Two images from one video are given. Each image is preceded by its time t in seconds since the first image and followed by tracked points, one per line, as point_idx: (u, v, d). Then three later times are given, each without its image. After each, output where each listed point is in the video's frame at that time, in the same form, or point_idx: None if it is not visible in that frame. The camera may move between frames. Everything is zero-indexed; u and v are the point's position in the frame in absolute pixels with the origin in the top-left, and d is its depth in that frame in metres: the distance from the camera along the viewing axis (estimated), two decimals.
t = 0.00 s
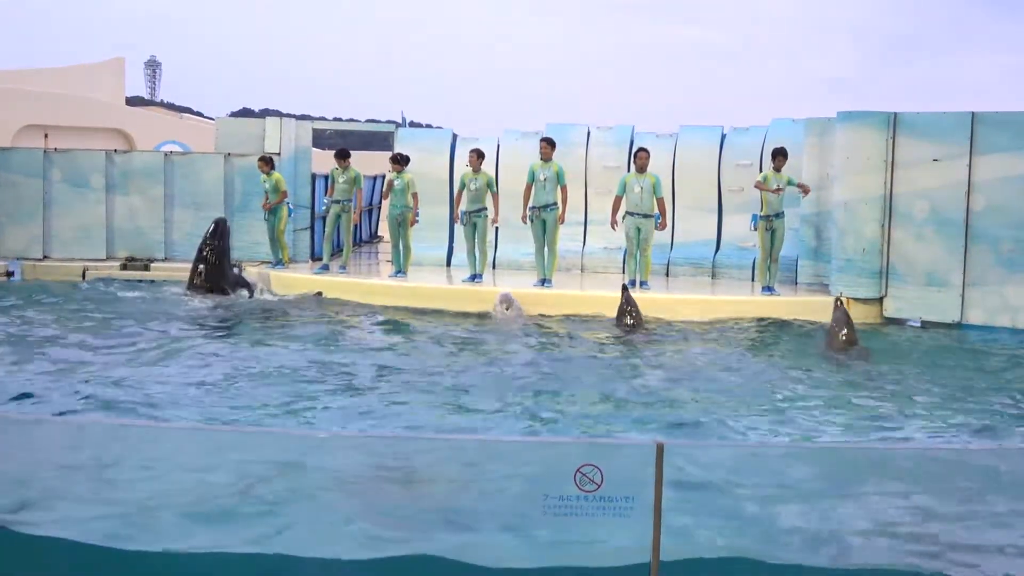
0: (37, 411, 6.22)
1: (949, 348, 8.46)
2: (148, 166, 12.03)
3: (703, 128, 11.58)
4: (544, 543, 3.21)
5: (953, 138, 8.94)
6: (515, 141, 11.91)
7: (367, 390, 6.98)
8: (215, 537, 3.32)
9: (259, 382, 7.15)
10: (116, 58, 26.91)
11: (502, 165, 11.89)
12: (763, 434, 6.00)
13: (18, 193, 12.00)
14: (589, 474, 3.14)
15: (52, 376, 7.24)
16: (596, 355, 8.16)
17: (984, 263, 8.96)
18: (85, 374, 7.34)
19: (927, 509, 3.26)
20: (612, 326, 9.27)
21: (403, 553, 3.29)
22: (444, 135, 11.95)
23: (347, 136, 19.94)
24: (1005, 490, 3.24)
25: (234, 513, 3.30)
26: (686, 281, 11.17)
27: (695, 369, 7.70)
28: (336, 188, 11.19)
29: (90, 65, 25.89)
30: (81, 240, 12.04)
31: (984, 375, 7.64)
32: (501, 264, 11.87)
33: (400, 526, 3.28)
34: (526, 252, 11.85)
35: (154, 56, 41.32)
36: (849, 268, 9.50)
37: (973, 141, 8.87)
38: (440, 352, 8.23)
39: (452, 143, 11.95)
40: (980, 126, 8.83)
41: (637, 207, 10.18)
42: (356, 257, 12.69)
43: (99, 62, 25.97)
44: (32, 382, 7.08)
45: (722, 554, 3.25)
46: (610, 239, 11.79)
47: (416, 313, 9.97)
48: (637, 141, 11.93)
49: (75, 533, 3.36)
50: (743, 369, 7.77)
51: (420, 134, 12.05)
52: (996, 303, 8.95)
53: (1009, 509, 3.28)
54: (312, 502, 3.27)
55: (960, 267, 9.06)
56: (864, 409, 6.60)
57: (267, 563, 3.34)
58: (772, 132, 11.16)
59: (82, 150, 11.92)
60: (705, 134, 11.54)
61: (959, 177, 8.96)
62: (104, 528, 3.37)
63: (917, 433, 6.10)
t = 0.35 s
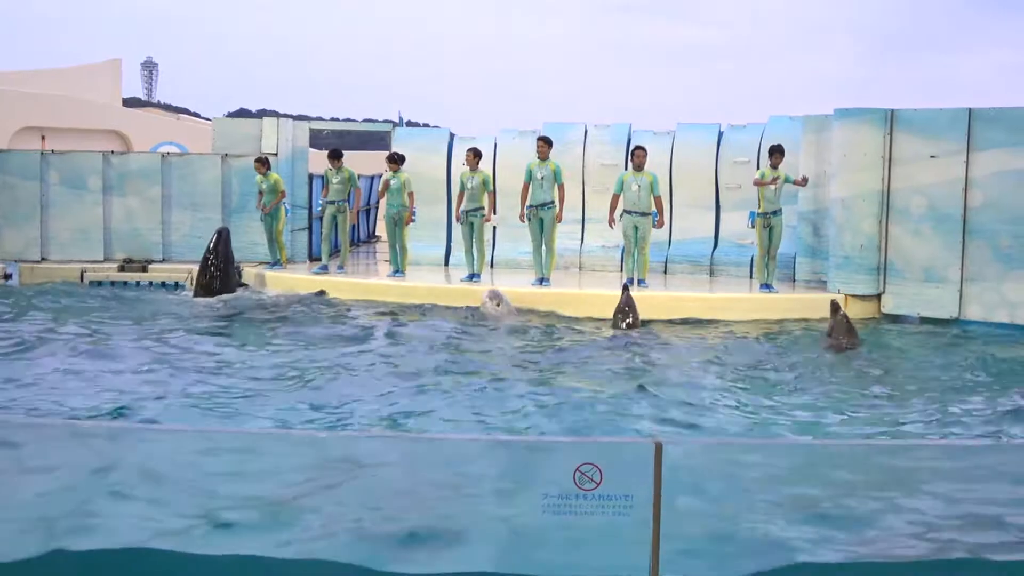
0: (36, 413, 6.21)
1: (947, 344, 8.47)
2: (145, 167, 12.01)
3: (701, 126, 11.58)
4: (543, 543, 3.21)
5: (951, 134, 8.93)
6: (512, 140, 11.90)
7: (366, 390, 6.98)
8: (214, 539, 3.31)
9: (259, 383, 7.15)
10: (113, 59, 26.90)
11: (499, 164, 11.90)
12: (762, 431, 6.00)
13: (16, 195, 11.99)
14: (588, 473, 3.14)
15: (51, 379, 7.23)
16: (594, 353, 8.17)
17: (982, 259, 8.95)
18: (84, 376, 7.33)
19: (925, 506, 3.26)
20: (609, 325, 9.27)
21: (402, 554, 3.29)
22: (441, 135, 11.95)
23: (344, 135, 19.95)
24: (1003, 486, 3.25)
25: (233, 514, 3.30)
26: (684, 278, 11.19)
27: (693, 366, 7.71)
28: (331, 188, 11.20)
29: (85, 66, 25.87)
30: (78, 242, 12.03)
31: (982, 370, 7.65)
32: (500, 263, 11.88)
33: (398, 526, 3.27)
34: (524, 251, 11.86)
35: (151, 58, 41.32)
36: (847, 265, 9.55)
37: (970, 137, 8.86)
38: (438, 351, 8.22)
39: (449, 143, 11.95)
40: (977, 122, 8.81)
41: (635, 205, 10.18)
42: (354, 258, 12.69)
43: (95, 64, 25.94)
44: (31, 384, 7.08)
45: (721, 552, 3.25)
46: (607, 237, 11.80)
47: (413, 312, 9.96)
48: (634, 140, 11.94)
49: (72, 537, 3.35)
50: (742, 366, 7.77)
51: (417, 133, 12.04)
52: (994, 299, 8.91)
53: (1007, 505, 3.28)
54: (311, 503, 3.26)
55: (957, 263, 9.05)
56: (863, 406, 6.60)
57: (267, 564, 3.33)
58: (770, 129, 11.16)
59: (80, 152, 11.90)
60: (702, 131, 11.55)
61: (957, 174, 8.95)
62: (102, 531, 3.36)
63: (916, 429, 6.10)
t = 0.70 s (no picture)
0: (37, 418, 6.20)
1: (947, 340, 8.47)
2: (143, 170, 12.00)
3: (698, 124, 11.57)
4: (544, 543, 3.21)
5: (947, 131, 8.95)
6: (510, 140, 11.90)
7: (366, 391, 6.98)
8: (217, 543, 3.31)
9: (258, 386, 7.15)
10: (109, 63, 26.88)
11: (496, 165, 11.90)
12: (761, 429, 6.01)
13: (14, 200, 11.98)
14: (588, 473, 3.13)
15: (52, 384, 7.23)
16: (594, 352, 8.17)
17: (981, 255, 8.99)
18: (84, 380, 7.33)
19: (925, 501, 3.27)
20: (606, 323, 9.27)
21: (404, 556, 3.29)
22: (438, 136, 11.96)
23: (341, 137, 19.95)
24: (1003, 481, 3.25)
25: (234, 518, 3.30)
26: (683, 277, 11.22)
27: (693, 365, 7.71)
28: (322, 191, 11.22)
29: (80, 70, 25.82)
30: (77, 246, 12.03)
31: (981, 366, 7.66)
32: (498, 263, 11.89)
33: (401, 526, 3.28)
34: (522, 251, 11.86)
35: (146, 62, 41.20)
36: (844, 262, 9.49)
37: (967, 133, 8.89)
38: (438, 352, 8.23)
39: (446, 143, 11.96)
40: (973, 119, 8.84)
41: (633, 205, 10.18)
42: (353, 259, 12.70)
43: (91, 68, 25.91)
44: (32, 389, 7.07)
45: (724, 551, 3.25)
46: (605, 237, 11.80)
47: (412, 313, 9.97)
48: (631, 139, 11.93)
49: (76, 541, 3.36)
50: (741, 364, 7.78)
51: (414, 135, 12.04)
52: (993, 295, 8.99)
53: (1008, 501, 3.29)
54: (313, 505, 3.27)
55: (955, 259, 9.08)
56: (862, 403, 6.61)
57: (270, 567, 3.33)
58: (767, 127, 11.17)
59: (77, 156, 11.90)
60: (698, 130, 11.54)
61: (953, 170, 8.98)
62: (104, 536, 3.35)
63: (915, 426, 6.11)
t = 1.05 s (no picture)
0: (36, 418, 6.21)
1: (945, 341, 8.47)
2: (142, 171, 11.99)
3: (696, 125, 11.58)
4: (542, 544, 3.21)
5: (946, 132, 8.95)
6: (508, 141, 11.90)
7: (364, 392, 6.98)
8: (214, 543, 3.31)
9: (256, 386, 7.14)
10: (108, 62, 26.85)
11: (495, 165, 11.90)
12: (759, 430, 6.00)
13: (12, 201, 11.96)
14: (587, 474, 3.13)
15: (51, 383, 7.23)
16: (593, 353, 8.18)
17: (979, 255, 8.99)
18: (83, 380, 7.33)
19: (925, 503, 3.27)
20: (605, 323, 9.26)
21: (403, 556, 3.29)
22: (437, 136, 11.97)
23: (340, 137, 19.95)
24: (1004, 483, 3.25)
25: (234, 519, 3.29)
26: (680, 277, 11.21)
27: (691, 365, 7.72)
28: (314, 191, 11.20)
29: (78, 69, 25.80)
30: (76, 246, 12.01)
31: (979, 367, 7.66)
32: (496, 264, 11.89)
33: (400, 527, 3.28)
34: (520, 252, 11.87)
35: (145, 62, 41.18)
36: (843, 262, 9.53)
37: (965, 134, 8.89)
38: (437, 352, 8.23)
39: (445, 144, 11.97)
40: (972, 120, 8.83)
41: (632, 205, 10.19)
42: (351, 260, 12.70)
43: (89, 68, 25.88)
44: (31, 388, 7.08)
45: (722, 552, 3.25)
46: (603, 237, 11.81)
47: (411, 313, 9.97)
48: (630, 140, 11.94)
49: (75, 541, 3.36)
50: (739, 364, 7.79)
51: (413, 135, 12.05)
52: (991, 296, 8.96)
53: (1008, 505, 3.28)
54: (312, 505, 3.27)
55: (953, 260, 9.08)
56: (860, 404, 6.61)
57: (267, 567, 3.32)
58: (766, 128, 11.17)
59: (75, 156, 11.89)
60: (697, 130, 11.55)
61: (952, 171, 8.98)
62: (104, 536, 3.35)
63: (913, 427, 6.10)
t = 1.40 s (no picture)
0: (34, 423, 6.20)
1: (944, 341, 8.47)
2: (139, 175, 11.98)
3: (693, 126, 11.60)
4: (542, 548, 3.17)
5: (944, 131, 8.95)
6: (505, 143, 11.89)
7: (363, 395, 6.96)
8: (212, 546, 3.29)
9: (255, 390, 7.13)
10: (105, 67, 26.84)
11: (492, 167, 11.90)
12: (759, 431, 5.99)
13: (9, 206, 11.92)
14: (586, 476, 3.12)
15: (50, 388, 7.22)
16: (592, 354, 8.17)
17: (976, 255, 8.97)
18: (82, 385, 7.32)
19: (924, 501, 3.28)
20: (603, 326, 9.26)
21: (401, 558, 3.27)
22: (434, 139, 11.96)
23: (338, 140, 19.95)
24: (1001, 480, 3.28)
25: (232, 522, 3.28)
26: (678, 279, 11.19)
27: (690, 366, 7.71)
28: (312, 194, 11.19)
29: (75, 74, 25.77)
30: (73, 251, 12.00)
31: (977, 366, 7.65)
32: (495, 266, 11.89)
33: (399, 529, 3.27)
34: (518, 254, 11.87)
35: (142, 66, 41.17)
36: (841, 263, 9.58)
37: (963, 134, 8.88)
38: (435, 355, 8.22)
39: (443, 146, 11.97)
40: (969, 119, 8.82)
41: (630, 207, 10.18)
42: (350, 263, 12.70)
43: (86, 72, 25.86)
44: (30, 394, 7.06)
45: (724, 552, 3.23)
46: (602, 238, 11.81)
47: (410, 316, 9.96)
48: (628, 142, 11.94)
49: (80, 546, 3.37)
50: (738, 364, 7.80)
51: (411, 138, 12.05)
52: (989, 295, 8.94)
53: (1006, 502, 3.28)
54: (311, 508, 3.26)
55: (951, 259, 9.07)
56: (859, 404, 6.60)
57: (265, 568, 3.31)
58: (763, 128, 11.19)
59: (73, 161, 11.87)
60: (695, 131, 11.56)
61: (949, 171, 8.97)
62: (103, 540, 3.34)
63: (912, 427, 6.10)
